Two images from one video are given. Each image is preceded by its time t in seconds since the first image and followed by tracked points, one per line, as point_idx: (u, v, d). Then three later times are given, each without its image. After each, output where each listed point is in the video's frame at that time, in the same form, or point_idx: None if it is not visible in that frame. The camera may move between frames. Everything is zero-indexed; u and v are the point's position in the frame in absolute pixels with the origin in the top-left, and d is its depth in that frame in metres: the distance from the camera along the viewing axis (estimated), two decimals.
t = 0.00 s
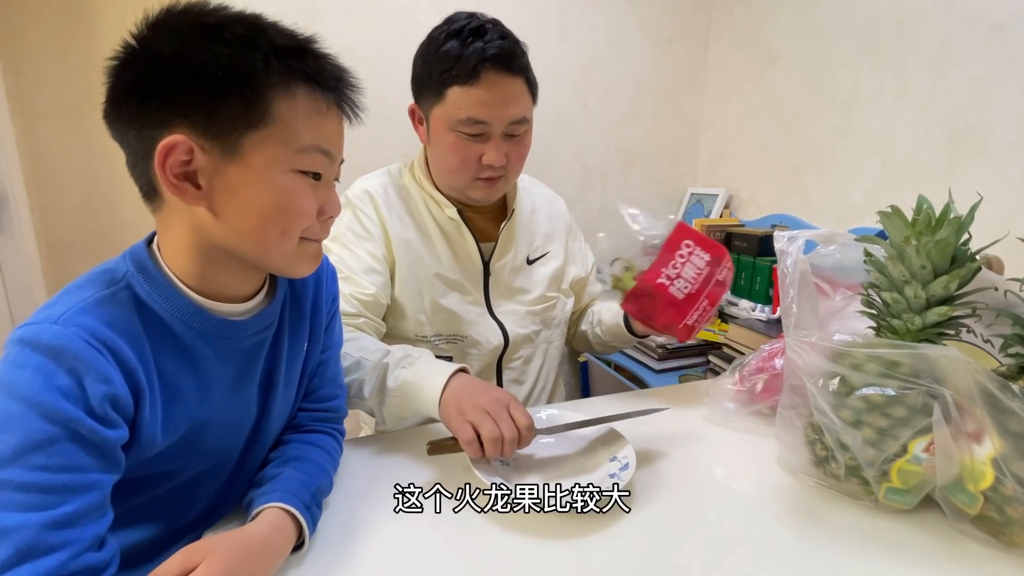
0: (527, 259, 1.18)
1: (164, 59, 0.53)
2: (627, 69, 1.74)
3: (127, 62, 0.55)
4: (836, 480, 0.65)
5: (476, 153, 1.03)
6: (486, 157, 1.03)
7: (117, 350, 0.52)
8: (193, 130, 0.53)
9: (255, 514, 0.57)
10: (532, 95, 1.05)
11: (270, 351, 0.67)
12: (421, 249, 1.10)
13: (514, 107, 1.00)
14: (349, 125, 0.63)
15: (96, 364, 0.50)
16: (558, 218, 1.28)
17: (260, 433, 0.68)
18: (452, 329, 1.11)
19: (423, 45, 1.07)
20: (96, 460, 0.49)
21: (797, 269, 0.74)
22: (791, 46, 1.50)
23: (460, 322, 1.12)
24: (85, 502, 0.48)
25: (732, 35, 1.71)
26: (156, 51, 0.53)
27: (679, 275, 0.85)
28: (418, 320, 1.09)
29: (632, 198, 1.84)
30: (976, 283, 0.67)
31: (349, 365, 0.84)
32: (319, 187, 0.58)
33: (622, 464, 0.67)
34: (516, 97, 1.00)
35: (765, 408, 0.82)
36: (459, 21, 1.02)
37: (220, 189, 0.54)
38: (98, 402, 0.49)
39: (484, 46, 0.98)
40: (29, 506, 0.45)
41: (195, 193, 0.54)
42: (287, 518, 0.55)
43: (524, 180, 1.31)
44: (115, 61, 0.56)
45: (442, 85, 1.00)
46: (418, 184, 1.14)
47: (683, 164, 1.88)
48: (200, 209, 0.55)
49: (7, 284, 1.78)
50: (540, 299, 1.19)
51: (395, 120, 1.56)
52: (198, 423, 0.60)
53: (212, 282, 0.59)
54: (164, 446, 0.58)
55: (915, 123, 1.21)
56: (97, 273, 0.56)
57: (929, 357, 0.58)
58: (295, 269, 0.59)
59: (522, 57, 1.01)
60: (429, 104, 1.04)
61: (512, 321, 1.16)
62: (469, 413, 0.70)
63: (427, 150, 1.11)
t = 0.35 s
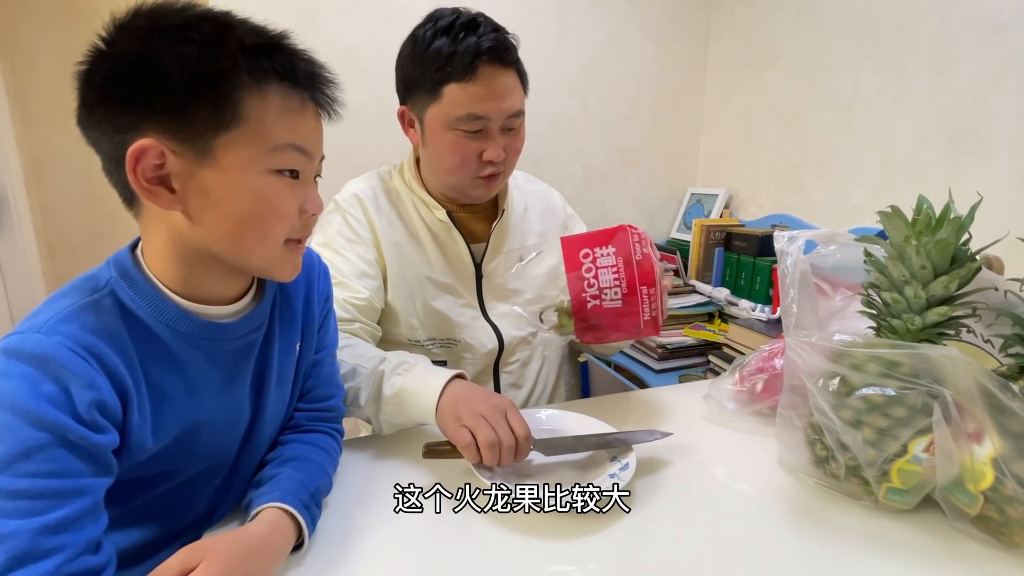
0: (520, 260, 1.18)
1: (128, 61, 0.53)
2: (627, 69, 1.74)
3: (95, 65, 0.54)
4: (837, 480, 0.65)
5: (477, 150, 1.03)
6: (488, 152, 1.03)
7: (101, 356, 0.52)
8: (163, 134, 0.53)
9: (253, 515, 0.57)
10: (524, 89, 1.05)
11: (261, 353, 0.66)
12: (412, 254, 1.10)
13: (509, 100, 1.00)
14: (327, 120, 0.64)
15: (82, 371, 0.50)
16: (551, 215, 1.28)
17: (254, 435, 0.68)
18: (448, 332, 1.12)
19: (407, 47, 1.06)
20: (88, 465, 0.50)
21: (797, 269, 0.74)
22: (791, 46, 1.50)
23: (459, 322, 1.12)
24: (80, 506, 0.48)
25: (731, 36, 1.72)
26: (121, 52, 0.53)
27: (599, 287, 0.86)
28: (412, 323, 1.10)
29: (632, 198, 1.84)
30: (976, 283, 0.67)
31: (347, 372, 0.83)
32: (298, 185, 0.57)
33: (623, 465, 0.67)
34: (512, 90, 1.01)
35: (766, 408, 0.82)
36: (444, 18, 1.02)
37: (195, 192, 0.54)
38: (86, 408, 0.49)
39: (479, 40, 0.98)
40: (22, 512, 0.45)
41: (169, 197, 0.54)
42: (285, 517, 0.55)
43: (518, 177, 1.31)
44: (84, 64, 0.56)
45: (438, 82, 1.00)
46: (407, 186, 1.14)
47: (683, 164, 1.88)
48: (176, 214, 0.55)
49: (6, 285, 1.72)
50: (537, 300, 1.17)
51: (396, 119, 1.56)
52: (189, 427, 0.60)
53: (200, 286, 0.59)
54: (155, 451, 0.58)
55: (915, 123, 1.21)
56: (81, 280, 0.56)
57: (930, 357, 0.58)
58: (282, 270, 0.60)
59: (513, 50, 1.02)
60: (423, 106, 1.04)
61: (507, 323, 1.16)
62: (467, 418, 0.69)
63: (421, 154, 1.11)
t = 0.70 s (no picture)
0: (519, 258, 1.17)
1: (125, 61, 0.53)
2: (627, 69, 1.74)
3: (93, 67, 0.54)
4: (836, 480, 0.65)
5: (476, 151, 1.03)
6: (487, 154, 1.03)
7: (103, 356, 0.52)
8: (165, 134, 0.53)
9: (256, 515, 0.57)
10: (522, 90, 1.05)
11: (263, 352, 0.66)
12: (412, 254, 1.10)
13: (508, 102, 1.00)
14: (329, 111, 0.64)
15: (84, 373, 0.50)
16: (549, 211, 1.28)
17: (255, 435, 0.68)
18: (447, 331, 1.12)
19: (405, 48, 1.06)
20: (90, 466, 0.50)
21: (797, 269, 0.74)
22: (791, 46, 1.50)
23: (459, 322, 1.12)
24: (81, 508, 0.48)
25: (731, 35, 1.71)
26: (117, 52, 0.53)
27: (621, 290, 0.86)
28: (412, 323, 1.10)
29: (633, 198, 1.84)
30: (976, 283, 0.67)
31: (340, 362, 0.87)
32: (301, 181, 0.57)
33: (623, 465, 0.67)
34: (508, 92, 1.01)
35: (765, 408, 0.82)
36: (443, 20, 1.02)
37: (200, 191, 0.54)
38: (88, 409, 0.49)
39: (478, 43, 0.99)
40: (23, 515, 0.45)
41: (172, 197, 0.54)
42: (287, 518, 0.55)
43: (515, 176, 1.31)
44: (81, 66, 0.56)
45: (437, 86, 1.00)
46: (406, 185, 1.14)
47: (683, 164, 1.88)
48: (179, 213, 0.55)
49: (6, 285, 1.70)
50: (537, 296, 1.18)
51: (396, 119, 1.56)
52: (191, 427, 0.60)
53: (202, 285, 0.59)
54: (157, 451, 0.58)
55: (915, 123, 1.21)
56: (83, 280, 0.56)
57: (930, 357, 0.58)
58: (284, 268, 0.60)
59: (512, 53, 1.02)
60: (422, 108, 1.04)
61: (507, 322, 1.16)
62: (468, 379, 0.74)
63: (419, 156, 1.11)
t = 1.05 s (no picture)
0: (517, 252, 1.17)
1: (109, 56, 0.52)
2: (627, 69, 1.74)
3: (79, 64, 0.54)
4: (837, 481, 0.65)
5: (473, 148, 1.03)
6: (484, 149, 1.03)
7: (98, 356, 0.52)
8: (158, 132, 0.53)
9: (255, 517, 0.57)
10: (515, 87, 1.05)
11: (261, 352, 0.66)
12: (417, 243, 1.09)
13: (502, 99, 1.01)
14: (320, 104, 0.64)
15: (80, 375, 0.50)
16: (545, 209, 1.28)
17: (254, 435, 0.68)
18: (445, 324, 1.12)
19: (401, 48, 1.06)
20: (87, 468, 0.50)
21: (797, 269, 0.74)
22: (791, 47, 1.51)
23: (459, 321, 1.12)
24: (79, 509, 0.48)
25: (731, 36, 1.72)
26: (102, 48, 0.52)
27: (662, 333, 0.77)
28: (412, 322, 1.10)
29: (633, 198, 1.84)
30: (976, 283, 0.67)
31: (403, 296, 0.84)
32: (296, 177, 0.57)
33: (623, 465, 0.67)
34: (503, 89, 1.01)
35: (766, 408, 0.81)
36: (438, 21, 1.02)
37: (195, 189, 0.54)
38: (84, 411, 0.49)
39: (474, 41, 0.99)
40: (20, 518, 0.45)
41: (167, 197, 0.54)
42: (286, 520, 0.55)
43: (513, 174, 1.32)
44: (67, 64, 0.55)
45: (436, 82, 1.00)
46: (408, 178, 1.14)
47: (683, 164, 1.88)
48: (174, 213, 0.55)
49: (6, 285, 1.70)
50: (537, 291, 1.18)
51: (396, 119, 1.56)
52: (187, 428, 0.60)
53: (199, 284, 0.59)
54: (154, 451, 0.58)
55: (915, 123, 1.21)
56: (78, 279, 0.56)
57: (929, 358, 0.58)
58: (279, 264, 0.60)
59: (507, 54, 1.03)
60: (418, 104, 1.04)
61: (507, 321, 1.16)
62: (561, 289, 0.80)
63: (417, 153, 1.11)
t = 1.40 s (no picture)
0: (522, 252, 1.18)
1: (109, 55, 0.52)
2: (627, 69, 1.74)
3: (81, 61, 0.54)
4: (836, 480, 0.65)
5: (488, 147, 1.03)
6: (499, 148, 1.04)
7: (105, 353, 0.52)
8: (157, 132, 0.53)
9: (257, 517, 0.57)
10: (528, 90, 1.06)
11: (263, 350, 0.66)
12: (424, 241, 1.09)
13: (518, 99, 1.02)
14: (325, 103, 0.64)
15: (87, 370, 0.50)
16: (546, 210, 1.28)
17: (254, 434, 0.68)
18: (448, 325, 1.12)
19: (416, 48, 1.06)
20: (92, 464, 0.49)
21: (797, 269, 0.74)
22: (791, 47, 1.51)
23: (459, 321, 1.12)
24: (84, 506, 0.48)
25: (732, 36, 1.72)
26: (102, 46, 0.53)
27: (670, 305, 0.76)
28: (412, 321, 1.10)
29: (632, 198, 1.84)
30: (976, 283, 0.67)
31: (422, 342, 0.84)
32: (297, 177, 0.57)
33: (623, 465, 0.67)
34: (518, 90, 1.02)
35: (766, 408, 0.81)
36: (456, 22, 1.03)
37: (196, 188, 0.54)
38: (90, 407, 0.49)
39: (492, 43, 1.00)
40: (25, 513, 0.45)
41: (168, 196, 0.55)
42: (289, 520, 0.55)
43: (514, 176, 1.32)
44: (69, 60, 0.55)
45: (454, 82, 1.00)
46: (414, 180, 1.14)
47: (683, 164, 1.88)
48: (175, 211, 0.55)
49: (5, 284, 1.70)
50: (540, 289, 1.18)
51: (396, 119, 1.56)
52: (191, 426, 0.60)
53: (201, 283, 0.59)
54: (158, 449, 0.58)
55: (915, 123, 1.21)
56: (83, 276, 0.56)
57: (930, 357, 0.58)
58: (280, 264, 0.60)
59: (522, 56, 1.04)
60: (435, 103, 1.04)
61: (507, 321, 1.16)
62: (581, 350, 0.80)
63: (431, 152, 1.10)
